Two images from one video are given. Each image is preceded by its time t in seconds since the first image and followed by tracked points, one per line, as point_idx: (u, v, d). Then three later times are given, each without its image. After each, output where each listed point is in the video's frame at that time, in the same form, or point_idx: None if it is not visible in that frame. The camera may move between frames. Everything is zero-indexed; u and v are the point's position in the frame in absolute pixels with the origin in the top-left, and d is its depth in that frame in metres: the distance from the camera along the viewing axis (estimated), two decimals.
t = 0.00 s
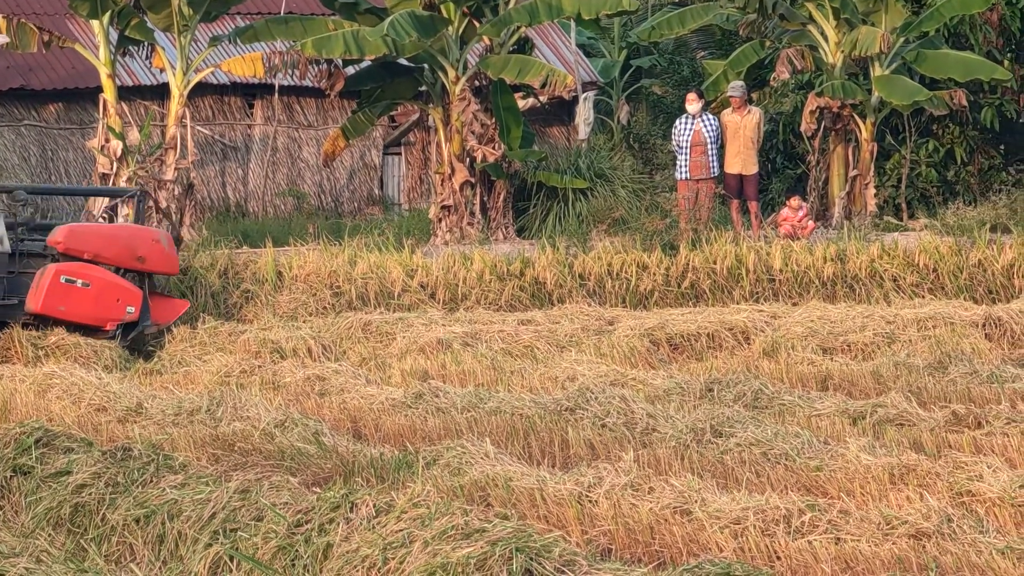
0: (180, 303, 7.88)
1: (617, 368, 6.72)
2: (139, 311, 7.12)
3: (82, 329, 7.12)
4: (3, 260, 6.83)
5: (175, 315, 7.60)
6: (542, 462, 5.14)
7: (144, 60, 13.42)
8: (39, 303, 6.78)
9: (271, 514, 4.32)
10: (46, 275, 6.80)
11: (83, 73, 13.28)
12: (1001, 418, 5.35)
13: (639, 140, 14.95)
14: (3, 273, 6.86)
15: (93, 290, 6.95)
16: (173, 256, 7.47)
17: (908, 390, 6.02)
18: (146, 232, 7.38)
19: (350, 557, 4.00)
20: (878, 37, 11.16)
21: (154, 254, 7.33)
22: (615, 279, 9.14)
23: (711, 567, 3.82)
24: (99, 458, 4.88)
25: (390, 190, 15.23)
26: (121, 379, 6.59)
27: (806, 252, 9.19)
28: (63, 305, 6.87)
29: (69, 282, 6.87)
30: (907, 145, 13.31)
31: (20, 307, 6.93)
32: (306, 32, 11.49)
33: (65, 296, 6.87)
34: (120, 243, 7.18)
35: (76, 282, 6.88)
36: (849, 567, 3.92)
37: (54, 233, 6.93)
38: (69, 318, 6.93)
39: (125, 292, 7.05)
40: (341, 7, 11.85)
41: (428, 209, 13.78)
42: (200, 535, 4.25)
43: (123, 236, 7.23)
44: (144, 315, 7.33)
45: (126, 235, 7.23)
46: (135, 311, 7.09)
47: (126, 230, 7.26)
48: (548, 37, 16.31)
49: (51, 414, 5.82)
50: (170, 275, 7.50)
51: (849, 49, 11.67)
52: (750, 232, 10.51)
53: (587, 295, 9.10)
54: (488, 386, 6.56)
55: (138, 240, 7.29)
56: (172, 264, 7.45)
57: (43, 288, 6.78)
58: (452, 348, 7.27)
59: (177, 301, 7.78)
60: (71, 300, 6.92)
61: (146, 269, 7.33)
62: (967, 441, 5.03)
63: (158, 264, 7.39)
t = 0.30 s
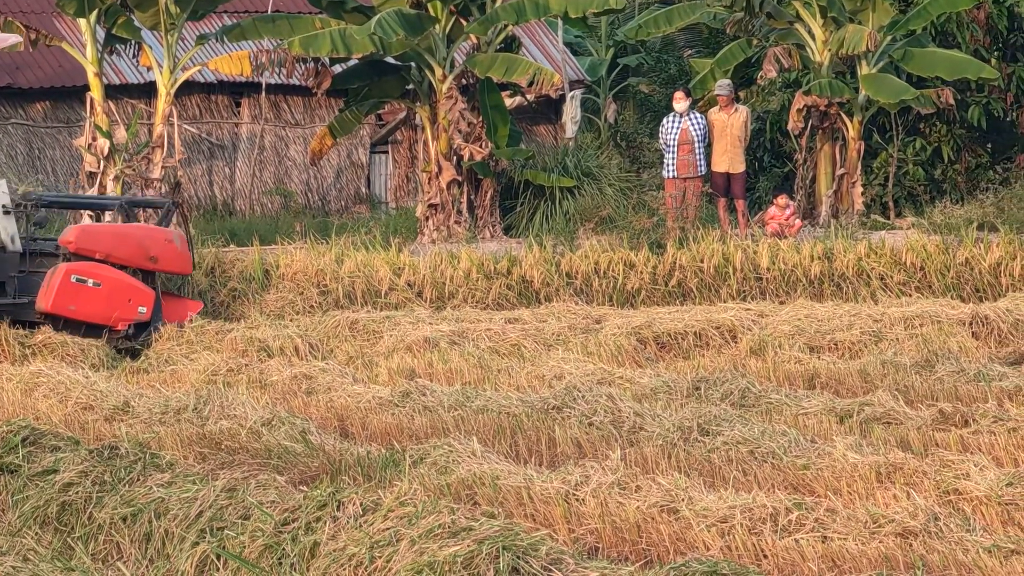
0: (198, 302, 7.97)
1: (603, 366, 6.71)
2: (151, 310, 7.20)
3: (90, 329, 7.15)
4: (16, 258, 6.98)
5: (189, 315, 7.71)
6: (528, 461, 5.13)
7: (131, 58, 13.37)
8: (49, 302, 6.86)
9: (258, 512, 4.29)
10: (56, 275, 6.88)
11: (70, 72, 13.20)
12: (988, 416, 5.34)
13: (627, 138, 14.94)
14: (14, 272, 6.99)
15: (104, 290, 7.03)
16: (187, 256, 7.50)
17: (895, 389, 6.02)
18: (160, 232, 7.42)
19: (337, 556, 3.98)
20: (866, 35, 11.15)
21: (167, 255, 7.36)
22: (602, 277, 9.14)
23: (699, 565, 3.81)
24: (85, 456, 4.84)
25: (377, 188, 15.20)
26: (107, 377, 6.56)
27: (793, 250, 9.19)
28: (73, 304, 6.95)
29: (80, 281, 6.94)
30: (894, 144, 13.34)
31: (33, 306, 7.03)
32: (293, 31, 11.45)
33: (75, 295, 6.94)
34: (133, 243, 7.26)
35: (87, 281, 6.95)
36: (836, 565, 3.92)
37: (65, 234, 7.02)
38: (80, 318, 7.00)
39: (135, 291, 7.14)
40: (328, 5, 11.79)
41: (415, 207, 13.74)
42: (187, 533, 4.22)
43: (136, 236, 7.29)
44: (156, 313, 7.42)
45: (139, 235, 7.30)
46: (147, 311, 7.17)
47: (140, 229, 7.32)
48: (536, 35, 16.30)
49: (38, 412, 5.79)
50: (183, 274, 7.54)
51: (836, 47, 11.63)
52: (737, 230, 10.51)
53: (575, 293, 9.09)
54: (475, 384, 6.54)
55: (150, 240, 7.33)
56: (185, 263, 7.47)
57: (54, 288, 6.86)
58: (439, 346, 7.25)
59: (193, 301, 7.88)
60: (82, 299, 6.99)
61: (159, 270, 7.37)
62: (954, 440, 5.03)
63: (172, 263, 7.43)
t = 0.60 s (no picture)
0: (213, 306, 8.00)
1: (591, 366, 6.69)
2: (162, 311, 7.20)
3: (88, 328, 7.16)
4: (26, 259, 7.02)
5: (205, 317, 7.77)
6: (516, 460, 5.12)
7: (119, 58, 13.31)
8: (59, 301, 6.86)
9: (247, 512, 4.27)
10: (65, 274, 6.90)
11: (59, 72, 13.14)
12: (977, 416, 5.34)
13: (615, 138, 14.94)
14: (25, 272, 7.03)
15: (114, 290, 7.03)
16: (198, 258, 7.57)
17: (883, 389, 6.02)
18: (172, 234, 7.49)
19: (325, 556, 3.97)
20: (854, 35, 11.17)
21: (178, 256, 7.44)
22: (590, 277, 9.13)
23: (687, 565, 3.80)
24: (74, 456, 4.81)
25: (365, 188, 15.17)
26: (95, 377, 6.54)
27: (781, 250, 9.19)
28: (82, 304, 6.94)
29: (90, 281, 6.94)
30: (882, 144, 13.36)
31: (42, 306, 7.06)
32: (281, 31, 11.40)
33: (85, 294, 6.93)
34: (144, 244, 7.32)
35: (96, 281, 6.95)
36: (824, 565, 3.92)
37: (75, 233, 7.07)
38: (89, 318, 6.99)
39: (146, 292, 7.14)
40: (316, 4, 11.75)
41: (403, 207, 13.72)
42: (175, 533, 4.20)
43: (148, 237, 7.36)
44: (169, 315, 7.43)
45: (150, 236, 7.37)
46: (157, 312, 7.18)
47: (151, 231, 7.38)
48: (524, 34, 16.30)
49: (26, 412, 5.76)
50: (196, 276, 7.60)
51: (824, 47, 11.62)
52: (725, 230, 10.51)
53: (563, 293, 9.08)
54: (464, 384, 6.53)
55: (162, 241, 7.41)
56: (197, 264, 7.54)
57: (63, 287, 6.87)
58: (427, 346, 7.22)
59: (209, 304, 7.92)
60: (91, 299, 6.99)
61: (171, 271, 7.44)
62: (943, 440, 5.03)
63: (184, 265, 7.49)
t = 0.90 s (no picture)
0: (226, 303, 8.01)
1: (582, 365, 6.68)
2: (173, 307, 7.36)
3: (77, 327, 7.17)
4: (36, 256, 7.13)
5: (216, 313, 7.84)
6: (507, 460, 5.11)
7: (109, 57, 13.27)
8: (68, 300, 6.95)
9: (237, 511, 4.25)
10: (74, 273, 6.98)
11: (49, 71, 13.10)
12: (966, 415, 5.35)
13: (605, 137, 14.94)
14: (35, 269, 7.14)
15: (125, 287, 7.15)
16: (210, 255, 7.60)
17: (873, 388, 6.02)
18: (183, 230, 7.52)
19: (316, 555, 3.95)
20: (844, 35, 11.19)
21: (190, 253, 7.48)
22: (580, 277, 9.13)
23: (678, 564, 3.79)
24: (64, 456, 4.79)
25: (355, 187, 15.16)
26: (85, 376, 6.52)
27: (771, 249, 9.20)
28: (92, 301, 7.03)
29: (100, 278, 7.05)
30: (872, 143, 13.39)
31: (52, 303, 7.11)
32: (271, 30, 11.37)
33: (95, 292, 7.03)
34: (155, 242, 7.37)
35: (106, 279, 7.06)
36: (815, 564, 3.92)
37: (85, 231, 7.16)
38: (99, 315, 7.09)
39: (156, 289, 7.28)
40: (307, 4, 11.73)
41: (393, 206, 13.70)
42: (165, 532, 4.18)
43: (159, 234, 7.40)
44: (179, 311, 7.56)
45: (161, 233, 7.40)
46: (168, 309, 7.34)
47: (162, 227, 7.42)
48: (513, 34, 16.30)
49: (15, 412, 5.74)
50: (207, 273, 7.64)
51: (815, 46, 11.63)
52: (715, 229, 10.51)
53: (553, 293, 9.08)
54: (454, 383, 6.52)
55: (173, 239, 7.44)
56: (208, 262, 7.58)
57: (73, 284, 6.95)
58: (417, 345, 7.21)
59: (221, 300, 7.94)
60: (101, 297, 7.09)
61: (182, 268, 7.49)
62: (933, 439, 5.04)
63: (195, 262, 7.55)
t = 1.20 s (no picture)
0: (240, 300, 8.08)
1: (572, 365, 6.67)
2: (187, 306, 7.44)
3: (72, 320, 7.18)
4: (50, 255, 7.11)
5: (231, 310, 7.90)
6: (498, 459, 5.10)
7: (100, 56, 13.21)
8: (82, 297, 6.99)
9: (228, 511, 4.24)
10: (89, 270, 7.05)
11: (39, 70, 13.03)
12: (957, 414, 5.35)
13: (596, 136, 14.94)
14: (48, 268, 7.10)
15: (138, 285, 7.24)
16: (223, 252, 7.69)
17: (864, 387, 6.02)
18: (197, 228, 7.60)
19: (307, 554, 3.94)
20: (834, 35, 11.20)
21: (203, 250, 7.55)
22: (571, 276, 9.12)
23: (669, 564, 3.77)
24: (54, 455, 4.77)
25: (345, 187, 15.15)
26: (76, 375, 6.49)
27: (762, 249, 9.19)
28: (106, 298, 7.10)
29: (113, 276, 7.11)
30: (862, 143, 13.41)
31: (66, 301, 7.12)
32: (262, 29, 11.33)
33: (108, 289, 7.10)
34: (169, 238, 7.44)
35: (120, 276, 7.13)
36: (805, 563, 3.91)
37: (99, 228, 7.22)
38: (112, 313, 7.16)
39: (170, 286, 7.37)
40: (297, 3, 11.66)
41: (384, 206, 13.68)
42: (156, 531, 4.16)
43: (173, 230, 7.48)
44: (194, 310, 7.64)
45: (175, 231, 7.48)
46: (183, 306, 7.43)
47: (177, 225, 7.50)
48: (504, 33, 16.29)
49: (5, 411, 5.72)
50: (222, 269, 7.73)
51: (804, 46, 11.66)
52: (705, 229, 10.52)
53: (543, 292, 9.07)
54: (444, 383, 6.50)
55: (188, 235, 7.52)
56: (222, 259, 7.67)
57: (87, 281, 7.01)
58: (407, 344, 7.19)
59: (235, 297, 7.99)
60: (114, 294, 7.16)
61: (196, 265, 7.57)
62: (923, 438, 5.04)
63: (209, 260, 7.62)
